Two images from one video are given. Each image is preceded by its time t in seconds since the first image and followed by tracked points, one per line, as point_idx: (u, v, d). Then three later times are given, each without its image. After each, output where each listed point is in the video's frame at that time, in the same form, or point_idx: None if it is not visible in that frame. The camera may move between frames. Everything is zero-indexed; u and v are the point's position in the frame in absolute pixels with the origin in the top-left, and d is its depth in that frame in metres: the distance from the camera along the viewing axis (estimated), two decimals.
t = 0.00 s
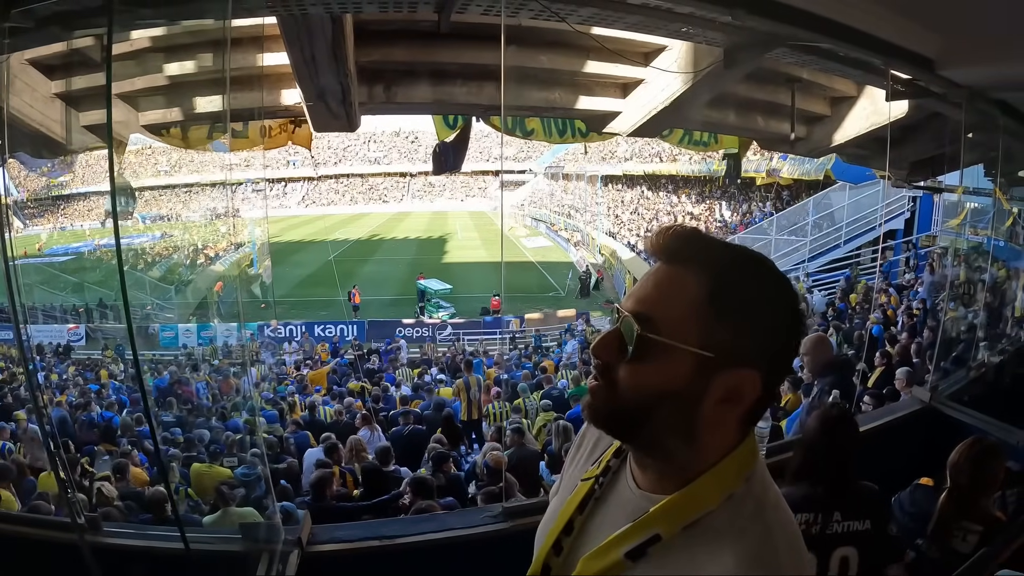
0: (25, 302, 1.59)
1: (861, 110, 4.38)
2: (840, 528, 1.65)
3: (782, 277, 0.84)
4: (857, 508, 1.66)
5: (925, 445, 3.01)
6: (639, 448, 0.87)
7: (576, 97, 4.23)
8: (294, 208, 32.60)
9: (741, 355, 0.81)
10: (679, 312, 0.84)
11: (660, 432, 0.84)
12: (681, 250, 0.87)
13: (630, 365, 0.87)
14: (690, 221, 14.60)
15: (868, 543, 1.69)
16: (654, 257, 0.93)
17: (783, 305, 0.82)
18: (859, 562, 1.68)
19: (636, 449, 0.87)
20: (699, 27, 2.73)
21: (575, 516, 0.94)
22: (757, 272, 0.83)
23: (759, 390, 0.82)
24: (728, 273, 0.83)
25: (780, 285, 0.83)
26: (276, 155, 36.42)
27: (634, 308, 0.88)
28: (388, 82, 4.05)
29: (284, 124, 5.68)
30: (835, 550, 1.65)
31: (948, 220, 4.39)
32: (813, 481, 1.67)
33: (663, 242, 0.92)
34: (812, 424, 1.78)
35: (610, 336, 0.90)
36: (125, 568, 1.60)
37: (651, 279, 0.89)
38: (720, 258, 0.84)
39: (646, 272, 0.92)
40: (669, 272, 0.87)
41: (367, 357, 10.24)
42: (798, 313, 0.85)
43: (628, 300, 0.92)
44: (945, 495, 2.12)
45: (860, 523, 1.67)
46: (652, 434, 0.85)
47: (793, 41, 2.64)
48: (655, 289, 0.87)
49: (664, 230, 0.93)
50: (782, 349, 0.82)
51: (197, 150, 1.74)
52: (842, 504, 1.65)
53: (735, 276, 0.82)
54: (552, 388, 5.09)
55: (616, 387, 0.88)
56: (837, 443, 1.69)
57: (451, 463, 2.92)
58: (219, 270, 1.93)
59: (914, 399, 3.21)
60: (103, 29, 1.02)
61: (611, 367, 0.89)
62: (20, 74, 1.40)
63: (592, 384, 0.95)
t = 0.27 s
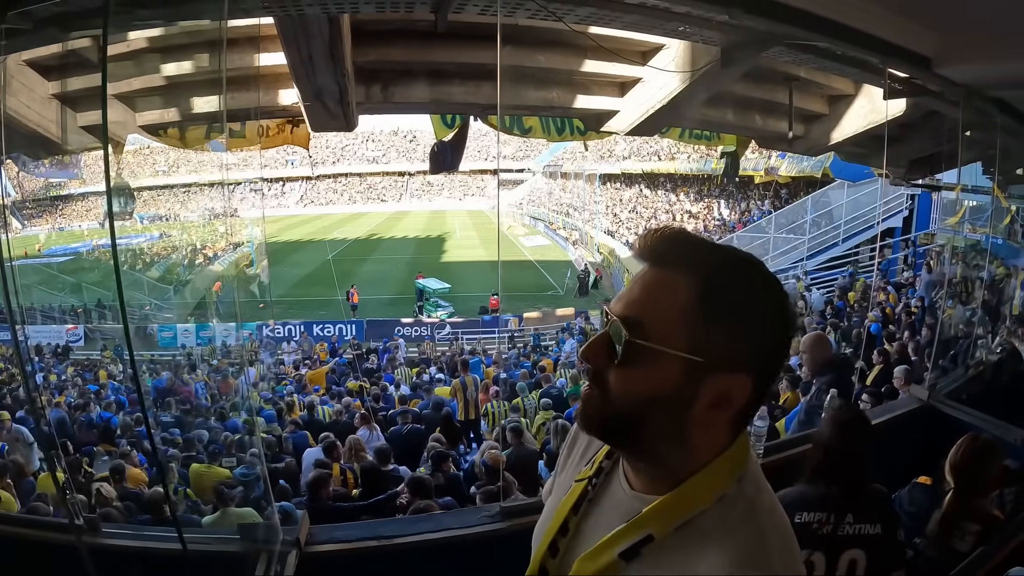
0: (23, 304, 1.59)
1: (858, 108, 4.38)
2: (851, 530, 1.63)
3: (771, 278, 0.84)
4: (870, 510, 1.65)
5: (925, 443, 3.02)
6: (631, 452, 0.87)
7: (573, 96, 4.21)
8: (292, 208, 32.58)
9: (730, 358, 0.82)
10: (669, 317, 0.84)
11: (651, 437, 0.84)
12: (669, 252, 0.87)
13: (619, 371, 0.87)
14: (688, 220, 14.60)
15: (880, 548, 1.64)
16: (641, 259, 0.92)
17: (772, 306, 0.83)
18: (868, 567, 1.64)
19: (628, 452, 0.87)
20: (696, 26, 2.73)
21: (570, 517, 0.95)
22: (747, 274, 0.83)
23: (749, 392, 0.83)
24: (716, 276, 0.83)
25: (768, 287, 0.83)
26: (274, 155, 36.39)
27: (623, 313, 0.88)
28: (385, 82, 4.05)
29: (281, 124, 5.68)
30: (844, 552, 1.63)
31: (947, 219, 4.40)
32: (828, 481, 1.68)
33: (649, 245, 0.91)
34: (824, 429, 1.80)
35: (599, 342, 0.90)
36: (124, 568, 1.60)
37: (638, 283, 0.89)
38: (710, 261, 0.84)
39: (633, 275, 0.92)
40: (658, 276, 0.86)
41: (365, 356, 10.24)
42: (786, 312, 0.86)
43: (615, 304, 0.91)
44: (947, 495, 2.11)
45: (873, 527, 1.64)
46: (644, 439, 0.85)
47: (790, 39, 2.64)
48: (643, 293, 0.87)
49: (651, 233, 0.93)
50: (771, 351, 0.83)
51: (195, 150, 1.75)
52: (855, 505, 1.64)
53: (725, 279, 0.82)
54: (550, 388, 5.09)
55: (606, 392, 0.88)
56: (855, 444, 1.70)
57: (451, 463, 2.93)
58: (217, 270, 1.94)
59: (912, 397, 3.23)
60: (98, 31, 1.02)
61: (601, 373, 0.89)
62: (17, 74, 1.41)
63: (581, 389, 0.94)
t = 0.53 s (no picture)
0: (20, 303, 1.59)
1: (857, 106, 4.38)
2: (863, 535, 1.59)
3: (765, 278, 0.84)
4: (882, 516, 1.60)
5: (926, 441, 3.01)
6: (624, 454, 0.87)
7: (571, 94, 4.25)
8: (291, 207, 32.59)
9: (724, 358, 0.81)
10: (661, 318, 0.83)
11: (644, 438, 0.84)
12: (660, 253, 0.87)
13: (612, 373, 0.87)
14: (687, 219, 14.60)
15: (889, 556, 1.59)
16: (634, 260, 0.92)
17: (765, 306, 0.82)
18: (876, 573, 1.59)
19: (621, 454, 0.87)
20: (693, 24, 2.73)
21: (562, 516, 0.94)
22: (741, 275, 0.82)
23: (743, 393, 0.82)
24: (708, 276, 0.82)
25: (761, 287, 0.82)
26: (274, 155, 36.39)
27: (615, 315, 0.88)
28: (382, 81, 4.05)
29: (279, 123, 5.68)
30: (852, 557, 1.58)
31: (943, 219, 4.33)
32: (842, 486, 1.63)
33: (641, 246, 0.91)
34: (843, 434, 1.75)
35: (591, 344, 0.90)
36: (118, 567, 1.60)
37: (630, 284, 0.89)
38: (705, 263, 0.83)
39: (625, 276, 0.91)
40: (650, 277, 0.86)
41: (364, 356, 10.24)
42: (782, 314, 0.85)
43: (608, 306, 0.91)
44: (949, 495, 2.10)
45: (884, 534, 1.60)
46: (636, 441, 0.85)
47: (786, 37, 2.64)
48: (635, 294, 0.87)
49: (643, 234, 0.93)
50: (765, 353, 0.82)
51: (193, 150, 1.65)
52: (868, 510, 1.60)
53: (720, 282, 0.81)
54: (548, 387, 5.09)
55: (599, 394, 0.88)
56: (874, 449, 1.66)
57: (448, 462, 2.93)
58: (216, 269, 1.94)
59: (910, 396, 3.25)
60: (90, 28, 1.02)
61: (594, 375, 0.89)
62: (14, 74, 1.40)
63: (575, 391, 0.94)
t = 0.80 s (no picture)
0: (18, 302, 1.59)
1: (856, 105, 4.38)
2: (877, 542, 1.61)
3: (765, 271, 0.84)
4: (894, 523, 1.63)
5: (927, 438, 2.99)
6: (630, 451, 0.86)
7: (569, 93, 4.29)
8: (290, 207, 32.57)
9: (732, 353, 0.81)
10: (669, 316, 0.82)
11: (654, 437, 0.83)
12: (662, 249, 0.86)
13: (620, 372, 0.86)
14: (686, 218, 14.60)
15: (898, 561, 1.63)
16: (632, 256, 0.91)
17: (768, 299, 0.83)
18: None
19: (627, 452, 0.87)
20: (691, 22, 2.72)
21: (560, 512, 0.94)
22: (744, 269, 0.82)
23: (749, 385, 0.83)
24: (714, 272, 0.82)
25: (763, 281, 0.83)
26: (272, 154, 36.38)
27: (619, 312, 0.87)
28: (381, 80, 4.04)
29: (277, 122, 5.68)
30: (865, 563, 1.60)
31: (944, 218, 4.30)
32: (860, 493, 1.63)
33: (640, 241, 0.90)
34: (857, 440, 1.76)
35: (595, 343, 0.88)
36: (115, 566, 1.60)
37: (631, 281, 0.87)
38: (708, 259, 0.83)
39: (624, 272, 0.90)
40: (654, 273, 0.85)
41: (363, 355, 10.23)
42: (781, 305, 0.86)
43: (609, 303, 0.90)
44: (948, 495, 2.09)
45: (894, 540, 1.63)
46: (644, 440, 0.84)
47: (784, 35, 2.64)
48: (639, 292, 0.85)
49: (641, 229, 0.91)
50: (769, 346, 0.83)
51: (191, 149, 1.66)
52: (882, 518, 1.62)
53: (724, 277, 0.81)
54: (547, 386, 5.09)
55: (605, 394, 0.87)
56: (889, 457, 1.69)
57: (447, 461, 2.93)
58: (215, 268, 1.94)
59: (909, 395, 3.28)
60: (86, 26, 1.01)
61: (599, 374, 0.88)
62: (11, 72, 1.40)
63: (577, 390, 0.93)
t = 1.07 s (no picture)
0: (16, 302, 1.59)
1: (854, 104, 4.38)
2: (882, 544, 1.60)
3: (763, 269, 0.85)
4: (897, 525, 1.60)
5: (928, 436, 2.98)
6: (638, 454, 0.84)
7: (568, 92, 4.31)
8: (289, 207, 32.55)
9: (742, 350, 0.81)
10: (684, 316, 0.81)
11: (668, 440, 0.81)
12: (668, 248, 0.84)
13: (633, 375, 0.83)
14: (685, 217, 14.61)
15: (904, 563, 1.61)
16: (631, 255, 0.88)
17: (768, 296, 0.84)
18: None
19: (634, 455, 0.85)
20: (689, 21, 2.71)
21: (554, 511, 0.95)
22: (746, 266, 0.83)
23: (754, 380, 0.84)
24: (725, 270, 0.81)
25: (761, 278, 0.84)
26: (271, 154, 36.36)
27: (628, 314, 0.84)
28: (378, 79, 4.04)
29: (276, 122, 5.68)
30: (868, 564, 1.60)
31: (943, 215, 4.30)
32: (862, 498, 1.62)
33: (639, 241, 0.88)
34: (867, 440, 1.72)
35: (603, 346, 0.85)
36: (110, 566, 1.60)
37: (637, 281, 0.85)
38: (711, 257, 0.82)
39: (625, 272, 0.87)
40: (663, 273, 0.83)
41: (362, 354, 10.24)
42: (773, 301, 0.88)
43: (613, 306, 0.86)
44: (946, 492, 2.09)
45: (897, 541, 1.60)
46: (657, 443, 0.82)
47: (782, 34, 2.64)
48: (649, 292, 0.83)
49: (638, 229, 0.90)
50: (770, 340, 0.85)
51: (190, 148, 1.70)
52: (886, 521, 1.60)
53: (732, 275, 0.81)
54: (545, 385, 5.09)
55: (616, 398, 0.84)
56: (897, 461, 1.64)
57: (446, 461, 2.93)
58: (215, 268, 1.93)
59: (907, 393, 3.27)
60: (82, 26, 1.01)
61: (608, 379, 0.85)
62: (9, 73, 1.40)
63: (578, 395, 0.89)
